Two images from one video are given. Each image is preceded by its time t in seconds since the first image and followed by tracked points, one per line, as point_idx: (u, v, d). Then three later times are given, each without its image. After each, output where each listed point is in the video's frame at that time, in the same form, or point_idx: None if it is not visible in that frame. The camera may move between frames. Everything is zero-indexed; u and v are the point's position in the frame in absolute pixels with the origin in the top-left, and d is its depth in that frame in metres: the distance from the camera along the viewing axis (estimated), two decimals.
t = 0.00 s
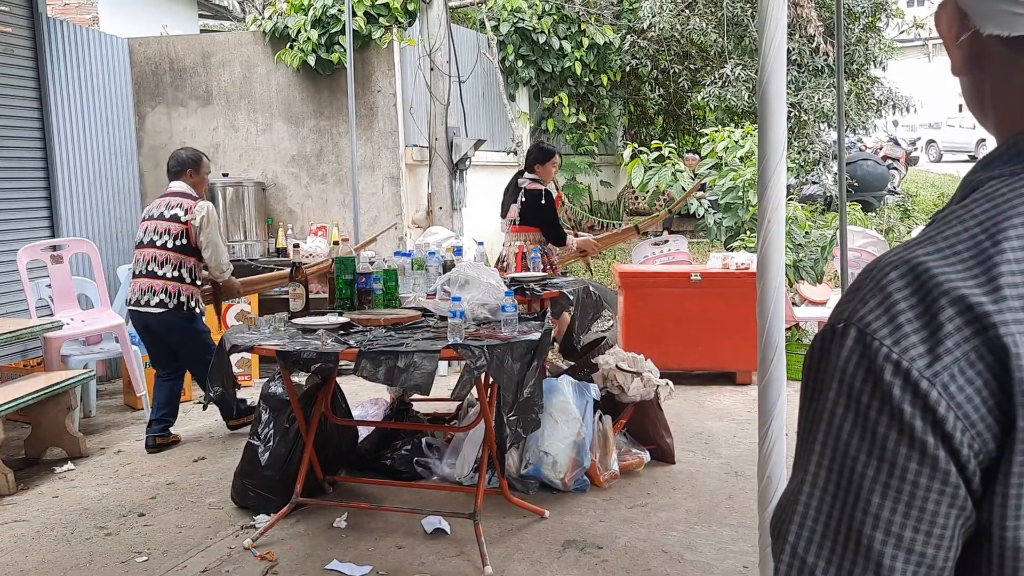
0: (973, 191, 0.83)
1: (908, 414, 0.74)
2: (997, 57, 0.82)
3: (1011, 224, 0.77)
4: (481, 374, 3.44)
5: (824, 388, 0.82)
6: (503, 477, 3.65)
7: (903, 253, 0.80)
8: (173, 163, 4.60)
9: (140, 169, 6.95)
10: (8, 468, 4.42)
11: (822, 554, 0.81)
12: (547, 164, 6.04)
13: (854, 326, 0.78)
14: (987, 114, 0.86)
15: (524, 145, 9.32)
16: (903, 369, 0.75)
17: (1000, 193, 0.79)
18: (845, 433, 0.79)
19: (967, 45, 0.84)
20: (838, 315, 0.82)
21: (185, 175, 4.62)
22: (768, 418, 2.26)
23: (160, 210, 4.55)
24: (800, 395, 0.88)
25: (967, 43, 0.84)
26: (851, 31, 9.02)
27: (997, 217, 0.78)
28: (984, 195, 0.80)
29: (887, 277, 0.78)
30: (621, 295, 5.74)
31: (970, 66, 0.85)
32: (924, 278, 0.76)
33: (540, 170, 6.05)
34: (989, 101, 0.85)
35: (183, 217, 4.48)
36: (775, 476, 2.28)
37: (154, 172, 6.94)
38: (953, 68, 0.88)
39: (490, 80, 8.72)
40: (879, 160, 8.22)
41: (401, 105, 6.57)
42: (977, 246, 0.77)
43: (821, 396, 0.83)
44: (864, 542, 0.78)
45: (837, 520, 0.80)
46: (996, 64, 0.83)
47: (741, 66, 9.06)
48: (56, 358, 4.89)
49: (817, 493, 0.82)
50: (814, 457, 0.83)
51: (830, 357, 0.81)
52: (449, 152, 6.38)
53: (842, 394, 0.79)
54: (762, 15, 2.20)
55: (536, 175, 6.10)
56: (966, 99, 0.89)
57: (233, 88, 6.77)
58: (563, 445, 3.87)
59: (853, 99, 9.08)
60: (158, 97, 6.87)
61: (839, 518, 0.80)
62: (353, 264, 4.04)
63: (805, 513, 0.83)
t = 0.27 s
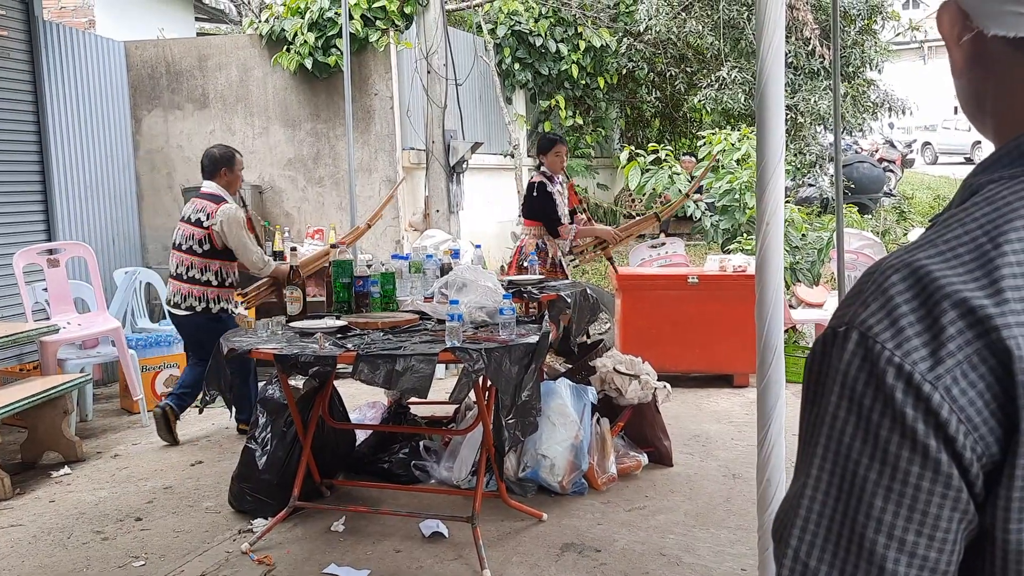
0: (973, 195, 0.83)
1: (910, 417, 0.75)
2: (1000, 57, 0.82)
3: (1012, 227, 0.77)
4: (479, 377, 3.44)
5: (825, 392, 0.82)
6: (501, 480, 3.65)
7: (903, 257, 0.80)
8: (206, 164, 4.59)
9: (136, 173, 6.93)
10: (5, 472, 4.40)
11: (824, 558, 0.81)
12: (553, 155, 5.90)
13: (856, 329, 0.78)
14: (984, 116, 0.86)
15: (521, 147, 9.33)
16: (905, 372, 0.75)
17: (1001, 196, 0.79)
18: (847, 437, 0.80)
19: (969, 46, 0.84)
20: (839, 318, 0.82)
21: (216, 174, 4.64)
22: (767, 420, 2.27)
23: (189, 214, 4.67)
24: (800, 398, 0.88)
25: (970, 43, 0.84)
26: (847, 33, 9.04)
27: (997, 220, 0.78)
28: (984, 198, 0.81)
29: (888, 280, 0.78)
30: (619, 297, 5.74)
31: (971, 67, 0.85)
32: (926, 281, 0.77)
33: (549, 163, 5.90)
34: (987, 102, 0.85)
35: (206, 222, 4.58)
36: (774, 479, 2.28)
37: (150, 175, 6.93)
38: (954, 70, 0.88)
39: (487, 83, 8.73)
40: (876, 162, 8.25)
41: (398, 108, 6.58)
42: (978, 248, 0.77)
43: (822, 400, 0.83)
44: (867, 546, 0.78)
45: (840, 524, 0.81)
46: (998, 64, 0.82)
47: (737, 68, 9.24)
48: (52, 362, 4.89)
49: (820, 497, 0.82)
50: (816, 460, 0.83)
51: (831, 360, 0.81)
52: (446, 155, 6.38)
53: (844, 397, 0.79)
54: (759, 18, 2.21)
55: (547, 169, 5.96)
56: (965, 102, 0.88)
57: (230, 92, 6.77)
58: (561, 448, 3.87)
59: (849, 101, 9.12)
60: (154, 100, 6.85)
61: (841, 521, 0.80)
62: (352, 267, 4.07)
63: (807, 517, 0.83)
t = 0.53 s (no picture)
0: (978, 196, 0.84)
1: (920, 418, 0.75)
2: (1005, 59, 0.83)
3: (1018, 228, 0.78)
4: (479, 380, 3.45)
5: (833, 394, 0.83)
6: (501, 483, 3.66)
7: (909, 259, 0.81)
8: (230, 160, 4.69)
9: (134, 176, 6.93)
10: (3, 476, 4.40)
11: (834, 560, 0.82)
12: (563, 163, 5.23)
13: (864, 330, 0.79)
14: (987, 118, 0.86)
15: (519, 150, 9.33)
16: (914, 371, 0.76)
17: (1006, 197, 0.80)
18: (856, 439, 0.80)
19: (975, 48, 0.85)
20: (847, 319, 0.83)
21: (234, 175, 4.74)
22: (768, 423, 2.28)
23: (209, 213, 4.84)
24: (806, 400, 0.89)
25: (975, 46, 0.85)
26: (844, 36, 9.06)
27: (1004, 221, 0.79)
28: (990, 199, 0.81)
29: (896, 281, 0.79)
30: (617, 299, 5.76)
31: (976, 70, 0.85)
32: (933, 282, 0.78)
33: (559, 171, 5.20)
34: (988, 104, 0.86)
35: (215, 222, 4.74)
36: (775, 481, 2.29)
37: (148, 179, 6.93)
38: (957, 74, 0.89)
39: (485, 86, 8.75)
40: (873, 165, 8.27)
41: (396, 112, 6.59)
42: (986, 249, 0.78)
43: (830, 402, 0.83)
44: (877, 547, 0.79)
45: (850, 527, 0.81)
46: (1003, 66, 0.83)
47: (735, 71, 9.32)
48: (51, 366, 4.90)
49: (829, 499, 0.83)
50: (824, 462, 0.83)
51: (838, 362, 0.82)
52: (444, 159, 6.39)
53: (853, 399, 0.80)
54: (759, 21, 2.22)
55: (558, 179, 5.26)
56: (968, 105, 0.89)
57: (228, 95, 6.76)
58: (561, 450, 3.87)
59: (846, 104, 9.16)
60: (152, 104, 6.85)
61: (852, 523, 0.81)
62: (350, 270, 4.07)
63: (816, 519, 0.83)
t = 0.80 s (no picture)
0: (976, 199, 0.83)
1: (919, 420, 0.75)
2: (1005, 62, 0.81)
3: (1017, 230, 0.77)
4: (477, 382, 3.44)
5: (832, 395, 0.82)
6: (499, 485, 3.65)
7: (908, 260, 0.80)
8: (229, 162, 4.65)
9: (133, 178, 6.93)
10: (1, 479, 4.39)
11: (833, 561, 0.81)
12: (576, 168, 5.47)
13: (863, 332, 0.78)
14: (987, 122, 0.85)
15: (517, 153, 9.33)
16: (913, 373, 0.75)
17: (1005, 199, 0.79)
18: (855, 440, 0.80)
19: (974, 52, 0.84)
20: (846, 321, 0.82)
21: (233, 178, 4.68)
22: (767, 426, 2.28)
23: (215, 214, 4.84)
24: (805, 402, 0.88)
25: (974, 48, 0.83)
26: (842, 39, 9.07)
27: (1003, 223, 0.78)
28: (988, 202, 0.80)
29: (895, 283, 0.78)
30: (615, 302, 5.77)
31: (976, 73, 0.84)
32: (932, 283, 0.77)
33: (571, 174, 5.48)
34: (988, 108, 0.84)
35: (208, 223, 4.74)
36: (774, 484, 2.28)
37: (147, 181, 6.93)
38: (955, 76, 0.87)
39: (483, 89, 8.76)
40: (871, 167, 8.27)
41: (395, 115, 6.59)
42: (985, 250, 0.77)
43: (828, 404, 0.83)
44: (876, 549, 0.78)
45: (848, 528, 0.81)
46: (1003, 69, 0.82)
47: (734, 74, 9.35)
48: (49, 368, 4.89)
49: (828, 501, 0.82)
50: (823, 463, 0.83)
51: (838, 363, 0.81)
52: (442, 161, 6.39)
53: (852, 401, 0.79)
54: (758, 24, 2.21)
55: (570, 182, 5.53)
56: (967, 108, 0.87)
57: (226, 97, 6.76)
58: (559, 453, 3.87)
59: (845, 107, 9.18)
60: (150, 106, 6.85)
61: (850, 525, 0.80)
62: (349, 273, 4.05)
63: (815, 520, 0.83)
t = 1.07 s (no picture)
0: (975, 200, 0.83)
1: (916, 420, 0.75)
2: (1005, 64, 0.81)
3: (1015, 232, 0.77)
4: (477, 385, 3.44)
5: (829, 396, 0.82)
6: (499, 488, 3.65)
7: (907, 261, 0.80)
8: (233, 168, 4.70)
9: (132, 179, 6.94)
10: None
11: (830, 561, 0.81)
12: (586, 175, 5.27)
13: (861, 333, 0.78)
14: (985, 125, 0.85)
15: (517, 155, 9.34)
16: (910, 373, 0.75)
17: (1003, 201, 0.80)
18: (852, 439, 0.80)
19: (973, 53, 0.84)
20: (844, 322, 0.82)
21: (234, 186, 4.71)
22: (767, 428, 2.28)
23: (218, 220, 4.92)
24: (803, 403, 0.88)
25: (974, 51, 0.84)
26: (842, 42, 9.07)
27: (1001, 225, 0.78)
28: (986, 204, 0.81)
29: (893, 284, 0.78)
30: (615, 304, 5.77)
31: (976, 75, 0.84)
32: (930, 284, 0.77)
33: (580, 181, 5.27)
34: (987, 110, 0.84)
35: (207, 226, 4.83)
36: (773, 486, 2.29)
37: (147, 183, 6.93)
38: (955, 78, 0.87)
39: (484, 91, 8.77)
40: (871, 170, 8.27)
41: (395, 117, 6.60)
42: (982, 252, 0.77)
43: (826, 404, 0.83)
44: (872, 549, 0.78)
45: (845, 527, 0.81)
46: (1002, 72, 0.82)
47: (733, 77, 9.35)
48: (48, 369, 4.89)
49: (825, 500, 0.82)
50: (821, 463, 0.83)
51: (836, 364, 0.81)
52: (443, 163, 6.40)
53: (849, 401, 0.79)
54: (759, 27, 2.22)
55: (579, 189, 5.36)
56: (966, 112, 0.87)
57: (227, 99, 6.76)
58: (559, 455, 3.87)
59: (844, 109, 9.20)
60: (150, 107, 6.86)
61: (847, 524, 0.80)
62: (349, 274, 4.05)
63: (811, 520, 0.83)
